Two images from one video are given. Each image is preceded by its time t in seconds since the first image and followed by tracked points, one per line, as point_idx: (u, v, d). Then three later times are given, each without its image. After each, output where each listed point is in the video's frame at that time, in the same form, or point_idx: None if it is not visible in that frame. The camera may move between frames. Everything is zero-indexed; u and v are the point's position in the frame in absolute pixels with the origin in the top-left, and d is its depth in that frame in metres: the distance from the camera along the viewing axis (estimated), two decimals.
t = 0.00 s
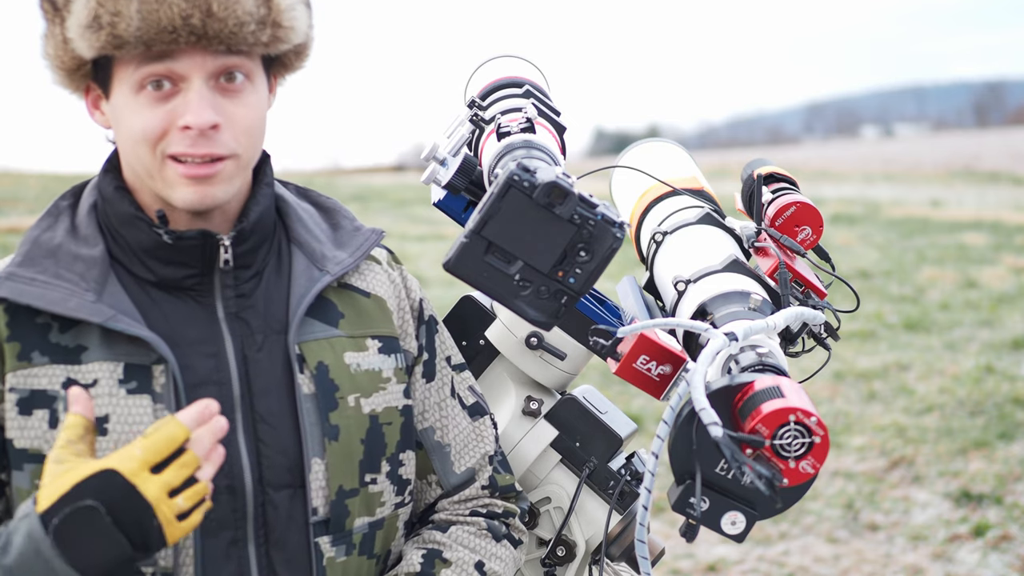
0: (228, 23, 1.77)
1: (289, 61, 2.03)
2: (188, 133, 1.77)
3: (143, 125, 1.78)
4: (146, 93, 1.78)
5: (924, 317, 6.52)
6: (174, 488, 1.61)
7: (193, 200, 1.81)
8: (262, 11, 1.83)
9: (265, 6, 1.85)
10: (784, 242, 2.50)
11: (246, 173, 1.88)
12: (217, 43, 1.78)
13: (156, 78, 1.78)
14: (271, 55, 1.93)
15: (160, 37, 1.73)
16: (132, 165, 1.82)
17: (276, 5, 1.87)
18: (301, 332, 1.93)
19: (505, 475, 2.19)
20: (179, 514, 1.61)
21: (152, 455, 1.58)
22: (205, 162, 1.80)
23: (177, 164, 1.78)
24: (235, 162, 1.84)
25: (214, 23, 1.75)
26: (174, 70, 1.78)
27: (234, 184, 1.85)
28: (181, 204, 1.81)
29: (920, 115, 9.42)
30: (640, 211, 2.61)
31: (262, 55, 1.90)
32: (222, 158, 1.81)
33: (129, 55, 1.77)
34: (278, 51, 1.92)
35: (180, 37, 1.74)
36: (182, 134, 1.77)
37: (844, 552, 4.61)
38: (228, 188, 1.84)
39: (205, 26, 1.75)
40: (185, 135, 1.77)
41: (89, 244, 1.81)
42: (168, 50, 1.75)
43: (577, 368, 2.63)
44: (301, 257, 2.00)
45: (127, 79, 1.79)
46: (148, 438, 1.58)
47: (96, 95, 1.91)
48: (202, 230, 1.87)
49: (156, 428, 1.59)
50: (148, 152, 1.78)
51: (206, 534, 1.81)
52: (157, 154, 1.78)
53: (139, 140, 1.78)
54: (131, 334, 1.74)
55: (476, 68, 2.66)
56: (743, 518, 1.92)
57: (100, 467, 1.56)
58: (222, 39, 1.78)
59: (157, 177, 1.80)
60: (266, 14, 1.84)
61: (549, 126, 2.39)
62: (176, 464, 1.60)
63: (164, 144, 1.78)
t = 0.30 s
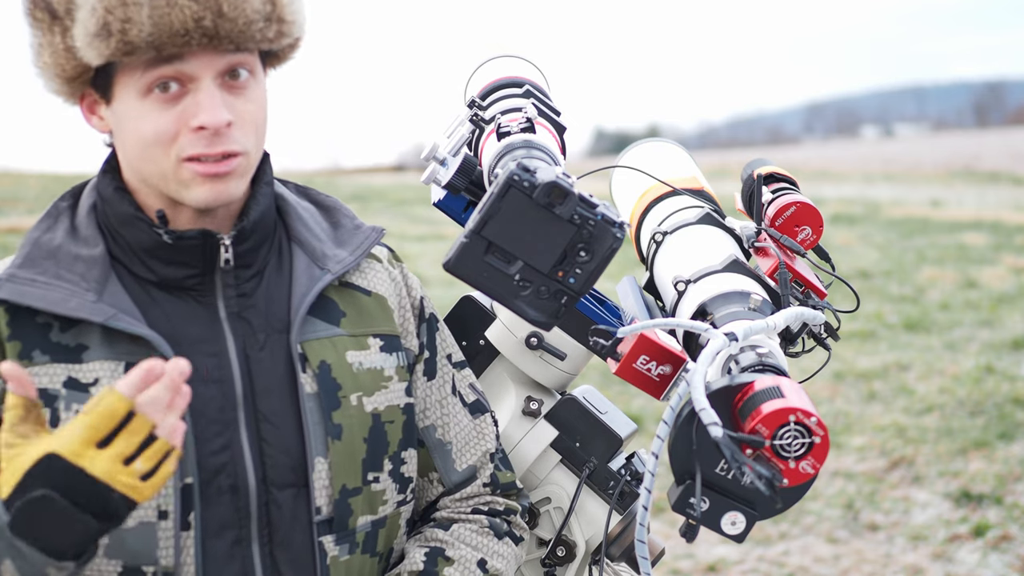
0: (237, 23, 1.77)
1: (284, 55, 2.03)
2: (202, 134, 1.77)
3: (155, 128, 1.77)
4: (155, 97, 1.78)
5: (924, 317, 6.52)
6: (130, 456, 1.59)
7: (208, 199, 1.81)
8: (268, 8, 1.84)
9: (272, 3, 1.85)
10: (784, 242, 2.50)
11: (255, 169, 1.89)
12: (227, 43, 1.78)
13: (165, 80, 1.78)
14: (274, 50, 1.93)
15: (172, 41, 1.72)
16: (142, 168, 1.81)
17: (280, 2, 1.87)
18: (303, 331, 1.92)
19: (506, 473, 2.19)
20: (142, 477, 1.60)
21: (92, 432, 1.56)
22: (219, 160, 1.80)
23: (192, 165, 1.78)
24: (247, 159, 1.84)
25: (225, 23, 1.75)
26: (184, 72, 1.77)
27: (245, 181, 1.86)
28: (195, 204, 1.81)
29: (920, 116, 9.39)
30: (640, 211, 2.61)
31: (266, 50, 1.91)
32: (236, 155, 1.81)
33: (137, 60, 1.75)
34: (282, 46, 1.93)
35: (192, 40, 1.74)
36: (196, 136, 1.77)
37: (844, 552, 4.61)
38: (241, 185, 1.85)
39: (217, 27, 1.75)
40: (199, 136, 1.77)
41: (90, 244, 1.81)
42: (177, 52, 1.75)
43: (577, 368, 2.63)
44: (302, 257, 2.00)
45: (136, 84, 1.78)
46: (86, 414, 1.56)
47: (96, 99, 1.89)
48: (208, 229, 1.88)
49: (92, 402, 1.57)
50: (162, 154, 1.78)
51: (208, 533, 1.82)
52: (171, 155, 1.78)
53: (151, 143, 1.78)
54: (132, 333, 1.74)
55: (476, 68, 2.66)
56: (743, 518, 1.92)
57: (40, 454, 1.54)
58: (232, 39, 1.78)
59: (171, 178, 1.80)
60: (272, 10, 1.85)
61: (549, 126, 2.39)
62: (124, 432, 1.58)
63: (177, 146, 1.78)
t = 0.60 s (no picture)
0: (254, 41, 1.77)
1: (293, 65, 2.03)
2: (211, 148, 1.78)
3: (163, 139, 1.78)
4: (165, 106, 1.78)
5: (924, 317, 6.52)
6: None
7: (213, 211, 1.83)
8: (284, 25, 1.84)
9: (287, 19, 1.85)
10: (784, 242, 2.50)
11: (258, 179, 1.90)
12: (242, 60, 1.78)
13: (176, 91, 1.77)
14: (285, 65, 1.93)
15: (189, 55, 1.72)
16: (146, 175, 1.82)
17: (296, 18, 1.86)
18: (304, 331, 1.92)
19: (501, 470, 2.19)
20: None
21: None
22: (225, 174, 1.82)
23: (198, 177, 1.79)
24: (252, 171, 1.86)
25: (243, 41, 1.76)
26: (196, 84, 1.78)
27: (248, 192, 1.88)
28: (199, 216, 1.83)
29: (920, 116, 9.41)
30: (640, 211, 2.61)
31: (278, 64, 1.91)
32: (242, 169, 1.83)
33: (150, 70, 1.75)
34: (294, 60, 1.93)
35: (209, 56, 1.74)
36: (204, 149, 1.78)
37: (844, 552, 4.61)
38: (244, 196, 1.87)
39: (234, 44, 1.75)
40: (207, 150, 1.78)
41: (89, 248, 1.81)
42: (191, 66, 1.75)
43: (576, 368, 2.63)
44: (301, 256, 2.00)
45: (146, 92, 1.77)
46: None
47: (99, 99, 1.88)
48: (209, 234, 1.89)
49: None
50: (168, 164, 1.79)
51: (210, 536, 1.82)
52: (178, 166, 1.79)
53: (158, 153, 1.78)
54: (133, 339, 1.74)
55: (476, 69, 2.66)
56: (743, 517, 1.92)
57: None
58: (248, 56, 1.78)
59: (176, 189, 1.81)
60: (288, 27, 1.85)
61: (549, 126, 2.39)
62: None
63: (184, 158, 1.79)
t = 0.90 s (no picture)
0: (233, 33, 1.76)
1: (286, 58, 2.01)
2: (196, 141, 1.77)
3: (151, 133, 1.77)
4: (151, 102, 1.78)
5: (924, 317, 6.52)
6: None
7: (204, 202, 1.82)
8: (265, 17, 1.81)
9: (268, 10, 1.82)
10: (784, 242, 2.50)
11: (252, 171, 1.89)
12: (224, 53, 1.77)
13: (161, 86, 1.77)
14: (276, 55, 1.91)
15: (167, 50, 1.72)
16: (138, 169, 1.82)
17: (279, 8, 1.84)
18: (305, 333, 1.92)
19: (502, 474, 2.18)
20: None
21: None
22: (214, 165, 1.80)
23: (186, 169, 1.79)
24: (242, 162, 1.84)
25: (222, 34, 1.74)
26: (179, 79, 1.77)
27: (241, 183, 1.86)
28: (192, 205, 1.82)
29: (919, 115, 9.40)
30: (640, 211, 2.61)
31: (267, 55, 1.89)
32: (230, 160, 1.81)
33: (133, 66, 1.75)
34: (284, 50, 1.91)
35: (187, 49, 1.73)
36: (190, 142, 1.77)
37: (844, 552, 4.61)
38: (236, 187, 1.85)
39: (212, 38, 1.74)
40: (193, 143, 1.77)
41: (91, 244, 1.81)
42: (172, 61, 1.74)
43: (577, 368, 2.63)
44: (304, 257, 2.00)
45: (132, 88, 1.77)
46: None
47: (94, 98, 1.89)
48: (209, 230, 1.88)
49: None
50: (157, 158, 1.79)
51: (210, 536, 1.82)
52: (166, 160, 1.79)
53: (146, 147, 1.78)
54: (133, 337, 1.74)
55: (476, 68, 2.66)
56: (743, 517, 1.92)
57: None
58: (229, 49, 1.77)
59: (166, 182, 1.81)
60: (269, 18, 1.83)
61: (549, 126, 2.39)
62: None
63: (172, 151, 1.78)
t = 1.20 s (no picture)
0: (255, 72, 1.70)
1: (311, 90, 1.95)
2: (203, 167, 1.73)
3: (157, 150, 1.73)
4: (162, 119, 1.73)
5: (924, 317, 6.52)
6: None
7: (203, 221, 1.79)
8: (290, 57, 1.76)
9: (295, 50, 1.76)
10: (784, 242, 2.51)
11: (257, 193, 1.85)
12: (244, 88, 1.71)
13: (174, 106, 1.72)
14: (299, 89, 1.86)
15: (186, 78, 1.67)
16: (142, 178, 1.80)
17: (307, 48, 1.78)
18: (302, 335, 1.92)
19: (501, 486, 2.18)
20: None
21: None
22: (218, 191, 1.77)
23: (189, 191, 1.76)
24: (246, 189, 1.81)
25: (243, 72, 1.69)
26: (195, 103, 1.72)
27: (243, 205, 1.83)
28: (191, 223, 1.80)
29: (919, 116, 9.40)
30: (640, 211, 2.61)
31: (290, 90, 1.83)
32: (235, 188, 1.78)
33: (148, 83, 1.70)
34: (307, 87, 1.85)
35: (206, 80, 1.68)
36: (196, 167, 1.73)
37: (844, 552, 4.61)
38: (237, 208, 1.82)
39: (233, 74, 1.68)
40: (199, 168, 1.73)
41: (92, 241, 1.81)
42: (190, 87, 1.69)
43: (576, 369, 2.63)
44: (306, 260, 2.00)
45: (144, 102, 1.73)
46: None
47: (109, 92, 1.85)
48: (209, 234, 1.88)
49: None
50: (160, 173, 1.75)
51: (200, 535, 1.82)
52: (170, 178, 1.76)
53: (151, 162, 1.75)
54: (128, 334, 1.74)
55: (476, 69, 2.66)
56: (743, 518, 1.92)
57: None
58: (250, 86, 1.71)
59: (168, 196, 1.78)
60: (294, 58, 1.76)
61: (549, 126, 2.39)
62: None
63: (177, 170, 1.75)
